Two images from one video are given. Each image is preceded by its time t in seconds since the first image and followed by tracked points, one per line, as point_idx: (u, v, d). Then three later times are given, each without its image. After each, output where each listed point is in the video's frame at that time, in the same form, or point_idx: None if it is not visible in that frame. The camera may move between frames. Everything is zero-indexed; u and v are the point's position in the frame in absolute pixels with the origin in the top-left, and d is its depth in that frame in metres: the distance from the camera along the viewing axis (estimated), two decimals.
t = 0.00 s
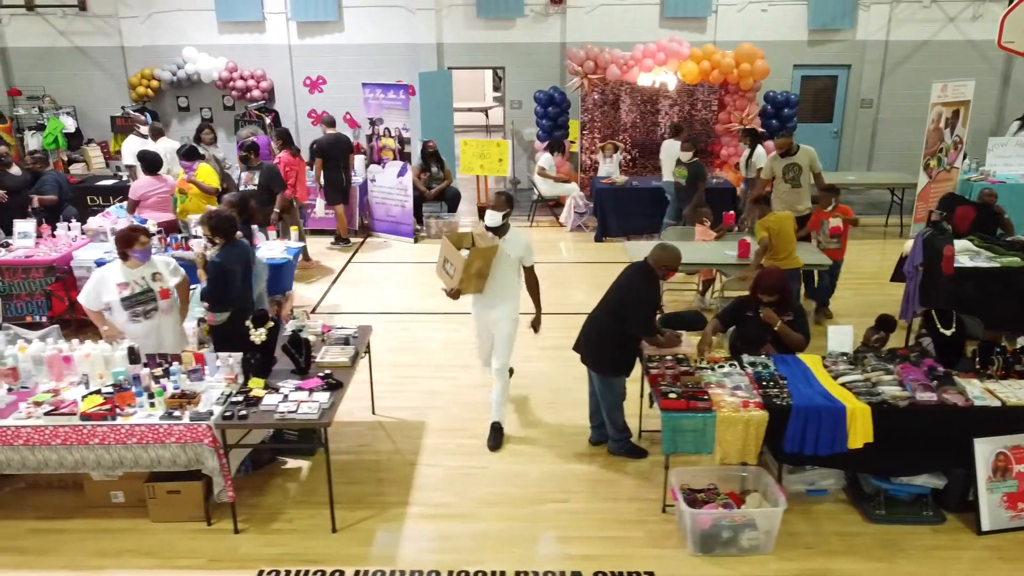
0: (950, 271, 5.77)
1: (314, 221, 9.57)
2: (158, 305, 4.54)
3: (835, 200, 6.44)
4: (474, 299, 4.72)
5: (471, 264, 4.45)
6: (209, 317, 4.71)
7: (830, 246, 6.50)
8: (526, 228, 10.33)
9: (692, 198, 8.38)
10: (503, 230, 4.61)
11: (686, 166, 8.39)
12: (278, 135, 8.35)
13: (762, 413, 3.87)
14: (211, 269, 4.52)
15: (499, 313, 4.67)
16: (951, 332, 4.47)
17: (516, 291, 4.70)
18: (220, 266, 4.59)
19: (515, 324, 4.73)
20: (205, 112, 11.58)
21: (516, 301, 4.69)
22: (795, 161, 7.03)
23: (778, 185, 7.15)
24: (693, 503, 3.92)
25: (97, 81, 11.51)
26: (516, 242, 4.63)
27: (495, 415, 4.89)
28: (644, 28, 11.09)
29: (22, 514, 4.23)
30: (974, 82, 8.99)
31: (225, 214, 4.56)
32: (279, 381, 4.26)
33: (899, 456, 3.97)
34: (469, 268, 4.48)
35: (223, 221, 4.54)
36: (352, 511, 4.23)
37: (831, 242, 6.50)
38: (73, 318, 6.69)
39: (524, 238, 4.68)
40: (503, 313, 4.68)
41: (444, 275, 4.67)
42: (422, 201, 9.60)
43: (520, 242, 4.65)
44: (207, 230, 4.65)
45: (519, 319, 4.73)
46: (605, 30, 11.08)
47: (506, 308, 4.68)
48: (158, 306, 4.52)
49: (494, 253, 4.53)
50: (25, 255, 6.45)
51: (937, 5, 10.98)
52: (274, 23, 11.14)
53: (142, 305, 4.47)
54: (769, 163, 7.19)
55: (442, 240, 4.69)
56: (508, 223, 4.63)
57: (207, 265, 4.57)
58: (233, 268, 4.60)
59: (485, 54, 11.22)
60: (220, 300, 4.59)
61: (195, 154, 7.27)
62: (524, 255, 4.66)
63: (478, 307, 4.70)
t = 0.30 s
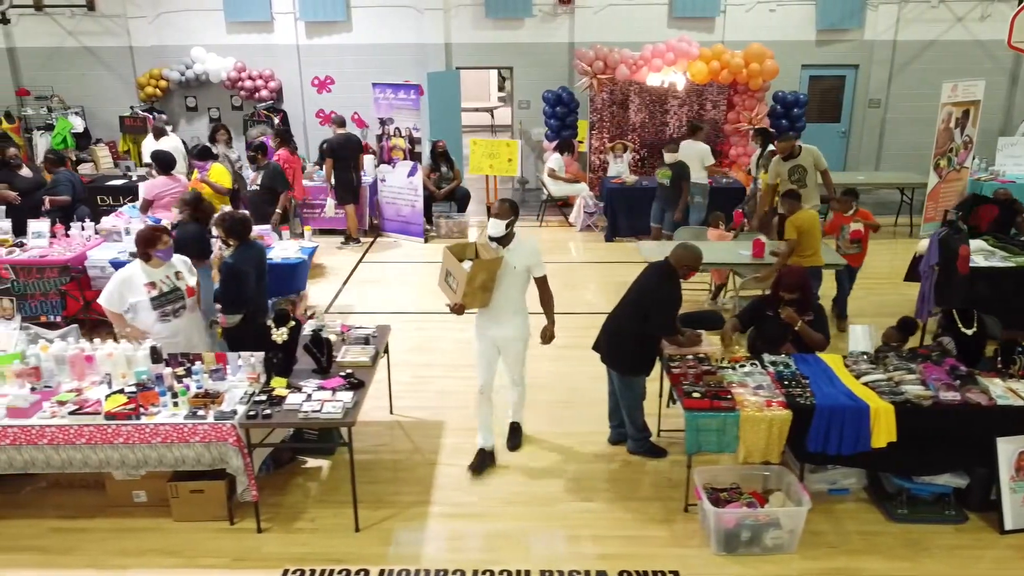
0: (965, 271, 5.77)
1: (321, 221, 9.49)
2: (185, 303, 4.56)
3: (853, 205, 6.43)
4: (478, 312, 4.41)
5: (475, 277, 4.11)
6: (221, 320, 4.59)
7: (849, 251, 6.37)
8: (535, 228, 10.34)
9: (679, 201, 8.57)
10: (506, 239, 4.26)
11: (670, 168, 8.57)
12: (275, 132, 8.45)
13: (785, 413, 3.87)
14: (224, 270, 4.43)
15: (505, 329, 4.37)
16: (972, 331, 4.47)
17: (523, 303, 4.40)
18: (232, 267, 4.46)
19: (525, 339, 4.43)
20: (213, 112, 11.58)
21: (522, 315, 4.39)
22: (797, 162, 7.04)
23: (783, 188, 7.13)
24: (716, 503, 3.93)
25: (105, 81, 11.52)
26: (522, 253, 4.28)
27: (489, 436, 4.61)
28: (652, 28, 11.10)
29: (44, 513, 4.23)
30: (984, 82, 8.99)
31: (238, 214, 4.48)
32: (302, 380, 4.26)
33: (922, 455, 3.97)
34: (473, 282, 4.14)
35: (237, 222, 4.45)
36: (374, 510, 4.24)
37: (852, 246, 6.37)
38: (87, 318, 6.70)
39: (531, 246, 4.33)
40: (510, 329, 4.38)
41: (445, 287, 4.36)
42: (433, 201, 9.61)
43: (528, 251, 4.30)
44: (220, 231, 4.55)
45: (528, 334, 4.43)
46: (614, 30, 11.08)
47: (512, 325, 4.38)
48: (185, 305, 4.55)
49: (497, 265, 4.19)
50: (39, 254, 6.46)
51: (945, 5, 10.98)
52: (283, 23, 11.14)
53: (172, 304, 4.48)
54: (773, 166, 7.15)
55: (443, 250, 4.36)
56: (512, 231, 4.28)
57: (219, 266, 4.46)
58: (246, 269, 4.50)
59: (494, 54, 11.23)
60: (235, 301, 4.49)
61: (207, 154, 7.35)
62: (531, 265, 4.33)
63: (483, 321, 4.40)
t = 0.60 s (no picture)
0: (981, 271, 5.73)
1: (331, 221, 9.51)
2: (201, 301, 4.57)
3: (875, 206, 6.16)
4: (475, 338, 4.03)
5: (467, 302, 3.73)
6: (235, 321, 4.54)
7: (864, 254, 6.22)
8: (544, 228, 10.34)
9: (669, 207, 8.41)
10: (501, 259, 3.86)
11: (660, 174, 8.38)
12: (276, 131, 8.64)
13: (809, 412, 3.87)
14: (240, 270, 4.38)
15: (505, 357, 3.98)
16: (993, 331, 4.50)
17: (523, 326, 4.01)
18: (249, 268, 4.40)
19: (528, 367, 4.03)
20: (221, 112, 11.59)
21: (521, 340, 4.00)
22: (809, 164, 7.02)
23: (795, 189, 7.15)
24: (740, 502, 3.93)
25: (114, 81, 11.53)
26: (517, 272, 3.89)
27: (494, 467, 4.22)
28: (660, 28, 11.10)
29: (65, 513, 4.23)
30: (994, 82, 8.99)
31: (255, 214, 4.42)
32: (323, 380, 4.26)
33: (946, 455, 3.97)
34: (465, 307, 3.77)
35: (255, 223, 4.39)
36: (396, 510, 4.25)
37: (866, 249, 6.20)
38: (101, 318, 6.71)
39: (528, 265, 3.93)
40: (510, 357, 3.98)
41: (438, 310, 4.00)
42: (442, 201, 9.62)
43: (524, 269, 3.91)
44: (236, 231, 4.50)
45: (530, 360, 4.04)
46: (622, 30, 11.08)
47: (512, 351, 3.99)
48: (202, 301, 4.56)
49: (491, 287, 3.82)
50: (54, 254, 6.47)
51: (953, 5, 10.99)
52: (291, 23, 11.15)
53: (191, 302, 4.48)
54: (785, 166, 7.17)
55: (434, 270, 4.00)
56: (506, 248, 3.89)
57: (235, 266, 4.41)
58: (262, 269, 4.45)
59: (502, 54, 11.23)
60: (250, 302, 4.44)
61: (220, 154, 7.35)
62: (529, 286, 3.93)
63: (481, 348, 4.02)
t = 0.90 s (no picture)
0: (996, 270, 5.65)
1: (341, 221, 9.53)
2: (216, 302, 4.57)
3: (902, 213, 5.93)
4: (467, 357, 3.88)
5: (453, 318, 3.57)
6: (254, 319, 4.55)
7: (886, 262, 6.01)
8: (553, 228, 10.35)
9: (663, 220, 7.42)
10: (493, 276, 3.72)
11: (654, 176, 7.31)
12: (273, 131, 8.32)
13: (832, 412, 3.88)
14: (261, 268, 4.38)
15: (494, 379, 3.81)
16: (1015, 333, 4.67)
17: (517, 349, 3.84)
18: (270, 266, 4.40)
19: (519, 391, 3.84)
20: (229, 112, 11.59)
21: (510, 363, 3.82)
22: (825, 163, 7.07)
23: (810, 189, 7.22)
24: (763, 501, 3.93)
25: (122, 81, 11.54)
26: (509, 292, 3.75)
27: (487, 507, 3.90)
28: (668, 28, 11.10)
29: (86, 512, 4.23)
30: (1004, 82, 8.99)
31: (278, 214, 4.39)
32: (345, 379, 4.26)
33: (969, 455, 3.97)
34: (451, 324, 3.61)
35: (276, 221, 4.36)
36: (417, 509, 4.25)
37: (888, 257, 6.00)
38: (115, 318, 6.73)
39: (523, 285, 3.78)
40: (499, 380, 3.81)
41: (428, 328, 3.85)
42: (452, 201, 9.64)
43: (517, 290, 3.76)
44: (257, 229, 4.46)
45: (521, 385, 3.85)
46: (630, 30, 11.08)
47: (499, 374, 3.81)
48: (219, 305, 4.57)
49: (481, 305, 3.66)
50: (69, 254, 6.49)
51: (961, 4, 10.99)
52: (299, 23, 11.15)
53: (208, 305, 4.49)
54: (802, 165, 7.25)
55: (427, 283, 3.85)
56: (501, 267, 3.74)
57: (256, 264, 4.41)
58: (282, 268, 4.44)
59: (510, 54, 11.23)
60: (270, 300, 4.44)
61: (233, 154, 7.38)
62: (522, 306, 3.78)
63: (472, 368, 3.87)
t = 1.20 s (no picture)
0: (1011, 269, 5.58)
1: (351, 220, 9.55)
2: (239, 299, 4.60)
3: (935, 217, 5.77)
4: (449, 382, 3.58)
5: (425, 343, 3.34)
6: (279, 316, 4.72)
7: (917, 268, 5.91)
8: (562, 227, 10.36)
9: (650, 226, 6.86)
10: (474, 298, 3.40)
11: (643, 186, 6.82)
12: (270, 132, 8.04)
13: (855, 411, 3.88)
14: (287, 266, 4.54)
15: (472, 408, 3.48)
16: None
17: (499, 376, 3.50)
18: (295, 264, 4.55)
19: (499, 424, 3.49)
20: (236, 112, 11.60)
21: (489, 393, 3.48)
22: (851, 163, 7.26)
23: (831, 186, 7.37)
24: (785, 500, 3.93)
25: (130, 81, 11.54)
26: (491, 315, 3.40)
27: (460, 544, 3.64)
28: (676, 28, 11.10)
29: (107, 512, 4.23)
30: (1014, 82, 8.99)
31: (301, 212, 4.51)
32: (366, 379, 4.26)
33: (991, 455, 3.98)
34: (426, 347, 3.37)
35: (301, 220, 4.48)
36: (439, 509, 4.26)
37: (920, 263, 5.90)
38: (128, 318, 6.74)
39: (506, 308, 3.42)
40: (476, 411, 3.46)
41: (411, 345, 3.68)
42: (462, 201, 9.66)
43: (500, 313, 3.41)
44: (280, 228, 4.55)
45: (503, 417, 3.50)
46: (638, 30, 11.09)
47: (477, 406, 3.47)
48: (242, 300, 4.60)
49: (458, 328, 3.37)
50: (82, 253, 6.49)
51: (969, 4, 11.00)
52: (307, 23, 11.15)
53: (232, 302, 4.53)
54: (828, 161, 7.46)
55: (406, 300, 3.79)
56: (483, 286, 3.40)
57: (282, 263, 4.58)
58: (308, 266, 4.57)
59: (519, 53, 11.23)
60: (295, 298, 4.62)
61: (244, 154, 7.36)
62: (504, 331, 3.42)
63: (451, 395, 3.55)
